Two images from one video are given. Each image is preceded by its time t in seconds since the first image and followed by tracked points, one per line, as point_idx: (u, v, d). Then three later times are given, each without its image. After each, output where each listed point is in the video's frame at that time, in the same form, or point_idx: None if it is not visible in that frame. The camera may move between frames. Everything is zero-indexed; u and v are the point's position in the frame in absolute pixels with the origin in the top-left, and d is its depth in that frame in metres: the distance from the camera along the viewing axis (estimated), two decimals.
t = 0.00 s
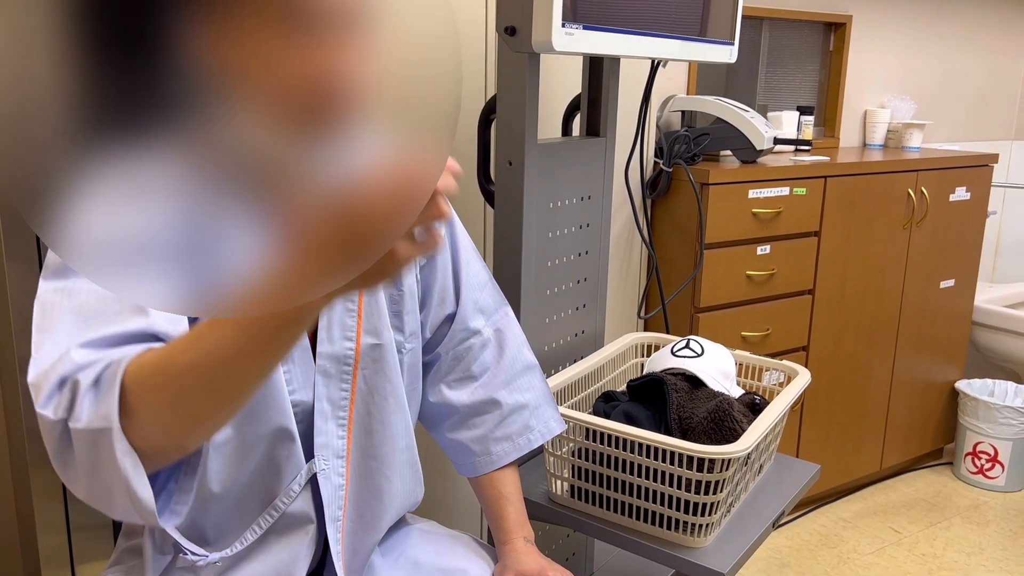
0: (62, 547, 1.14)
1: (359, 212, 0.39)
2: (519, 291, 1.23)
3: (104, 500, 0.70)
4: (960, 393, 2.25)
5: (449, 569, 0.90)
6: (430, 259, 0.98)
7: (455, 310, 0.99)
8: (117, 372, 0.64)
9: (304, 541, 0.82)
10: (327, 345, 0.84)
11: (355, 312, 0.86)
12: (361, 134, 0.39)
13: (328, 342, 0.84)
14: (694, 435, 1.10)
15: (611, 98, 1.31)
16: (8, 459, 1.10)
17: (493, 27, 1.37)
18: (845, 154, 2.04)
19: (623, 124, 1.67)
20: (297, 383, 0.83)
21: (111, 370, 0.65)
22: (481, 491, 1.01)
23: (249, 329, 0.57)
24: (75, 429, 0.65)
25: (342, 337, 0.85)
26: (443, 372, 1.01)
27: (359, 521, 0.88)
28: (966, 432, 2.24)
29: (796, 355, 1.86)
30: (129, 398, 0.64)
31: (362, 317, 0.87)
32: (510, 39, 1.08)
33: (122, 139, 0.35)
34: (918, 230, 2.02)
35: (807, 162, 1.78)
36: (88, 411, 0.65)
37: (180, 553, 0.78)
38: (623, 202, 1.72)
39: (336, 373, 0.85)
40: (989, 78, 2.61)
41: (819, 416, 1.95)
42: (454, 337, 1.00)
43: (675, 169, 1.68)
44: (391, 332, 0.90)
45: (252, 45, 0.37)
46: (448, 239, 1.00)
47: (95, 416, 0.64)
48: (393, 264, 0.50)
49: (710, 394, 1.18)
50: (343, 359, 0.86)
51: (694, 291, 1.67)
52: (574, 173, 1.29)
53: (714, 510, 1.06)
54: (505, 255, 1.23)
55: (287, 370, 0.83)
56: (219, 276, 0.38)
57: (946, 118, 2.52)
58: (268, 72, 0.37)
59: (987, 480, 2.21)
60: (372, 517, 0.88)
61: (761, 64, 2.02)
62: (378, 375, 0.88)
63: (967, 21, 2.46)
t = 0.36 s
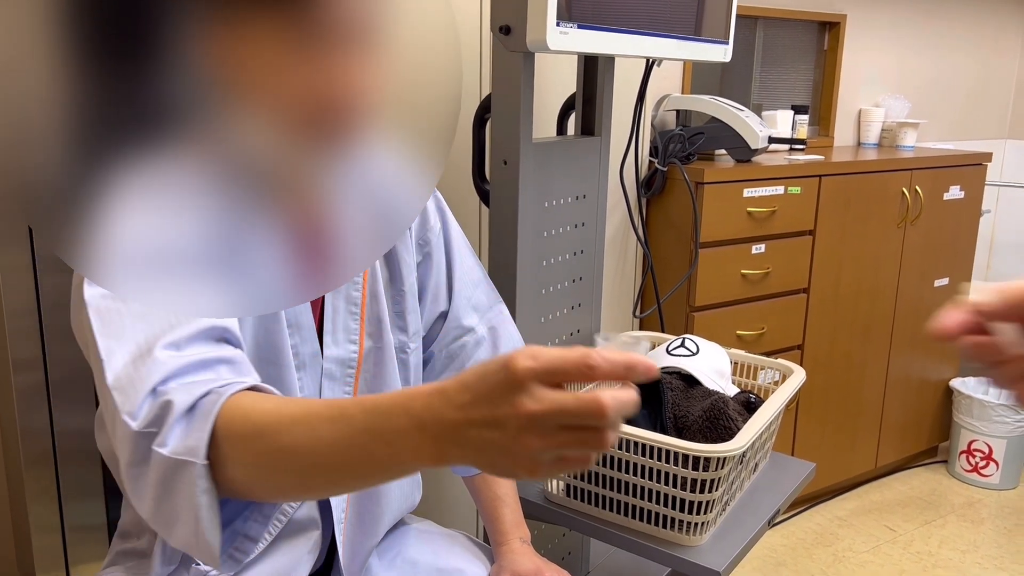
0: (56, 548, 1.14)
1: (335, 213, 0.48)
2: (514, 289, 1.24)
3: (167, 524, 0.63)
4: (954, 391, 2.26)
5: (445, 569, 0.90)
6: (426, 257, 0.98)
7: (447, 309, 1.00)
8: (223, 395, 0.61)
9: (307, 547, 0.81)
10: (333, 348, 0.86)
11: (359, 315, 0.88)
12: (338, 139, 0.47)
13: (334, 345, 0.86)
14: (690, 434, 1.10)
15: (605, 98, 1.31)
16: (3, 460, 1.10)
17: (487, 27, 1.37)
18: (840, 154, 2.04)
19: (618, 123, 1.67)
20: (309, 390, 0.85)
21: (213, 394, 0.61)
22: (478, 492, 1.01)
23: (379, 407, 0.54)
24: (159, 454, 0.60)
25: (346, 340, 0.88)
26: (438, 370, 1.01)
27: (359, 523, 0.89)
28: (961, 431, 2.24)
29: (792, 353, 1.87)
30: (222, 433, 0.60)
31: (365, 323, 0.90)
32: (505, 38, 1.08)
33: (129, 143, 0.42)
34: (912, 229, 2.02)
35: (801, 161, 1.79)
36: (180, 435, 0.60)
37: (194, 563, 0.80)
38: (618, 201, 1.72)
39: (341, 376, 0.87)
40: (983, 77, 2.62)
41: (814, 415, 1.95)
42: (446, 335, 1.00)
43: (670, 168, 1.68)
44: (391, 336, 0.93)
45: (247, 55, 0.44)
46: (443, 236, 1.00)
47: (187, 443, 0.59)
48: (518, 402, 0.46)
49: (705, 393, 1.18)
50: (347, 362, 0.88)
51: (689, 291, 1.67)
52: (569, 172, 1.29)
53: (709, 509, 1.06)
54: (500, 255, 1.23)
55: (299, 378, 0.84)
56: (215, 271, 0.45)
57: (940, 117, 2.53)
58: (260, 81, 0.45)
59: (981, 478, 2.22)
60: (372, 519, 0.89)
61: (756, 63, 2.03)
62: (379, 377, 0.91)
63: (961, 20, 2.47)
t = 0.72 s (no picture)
0: (50, 550, 1.14)
1: (339, 210, 0.55)
2: (510, 289, 1.23)
3: (225, 528, 0.65)
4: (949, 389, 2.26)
5: (443, 569, 0.89)
6: (424, 254, 0.99)
7: (446, 306, 0.99)
8: (281, 399, 0.64)
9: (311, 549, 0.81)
10: (336, 353, 0.87)
11: (361, 319, 0.89)
12: (344, 152, 0.54)
13: (337, 350, 0.87)
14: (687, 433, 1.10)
15: (601, 97, 1.31)
16: None
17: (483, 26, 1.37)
18: (835, 152, 2.05)
19: (613, 122, 1.67)
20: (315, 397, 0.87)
21: (270, 397, 0.64)
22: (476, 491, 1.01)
23: (439, 439, 0.59)
24: (219, 459, 0.62)
25: (349, 344, 0.88)
26: (436, 368, 1.01)
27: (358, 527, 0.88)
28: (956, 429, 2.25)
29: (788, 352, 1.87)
30: (278, 437, 0.62)
31: (368, 324, 0.90)
32: (501, 37, 1.08)
33: (147, 148, 0.48)
34: (907, 228, 2.03)
35: (796, 160, 1.79)
36: (239, 439, 0.62)
37: (196, 565, 0.80)
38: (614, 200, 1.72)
39: (345, 380, 0.88)
40: (977, 76, 2.63)
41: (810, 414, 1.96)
42: (446, 332, 1.00)
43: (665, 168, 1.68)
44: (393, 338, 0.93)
45: (257, 73, 0.51)
46: (441, 233, 1.00)
47: (248, 446, 0.62)
48: (595, 461, 0.53)
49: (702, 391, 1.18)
50: (351, 366, 0.89)
51: (685, 290, 1.68)
52: (565, 171, 1.29)
53: (707, 507, 1.06)
54: (497, 254, 1.23)
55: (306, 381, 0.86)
56: (236, 265, 0.52)
57: (935, 116, 2.54)
58: (268, 94, 0.51)
59: (976, 475, 2.23)
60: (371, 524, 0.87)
61: (751, 62, 2.03)
62: (381, 382, 0.92)
63: (955, 19, 2.47)
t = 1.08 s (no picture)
0: (44, 551, 1.13)
1: (336, 215, 0.55)
2: (505, 289, 1.23)
3: (239, 544, 0.64)
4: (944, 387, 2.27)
5: (438, 569, 0.89)
6: (420, 254, 0.99)
7: (441, 307, 0.99)
8: (296, 412, 0.63)
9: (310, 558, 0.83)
10: (334, 358, 0.87)
11: (359, 323, 0.89)
12: (340, 157, 0.54)
13: (335, 355, 0.87)
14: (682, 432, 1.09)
15: (596, 96, 1.31)
16: None
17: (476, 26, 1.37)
18: (830, 151, 2.05)
19: (608, 121, 1.66)
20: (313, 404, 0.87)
21: (285, 411, 0.63)
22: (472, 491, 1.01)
23: (463, 456, 0.59)
24: (234, 474, 0.61)
25: (347, 349, 0.88)
26: (431, 369, 1.00)
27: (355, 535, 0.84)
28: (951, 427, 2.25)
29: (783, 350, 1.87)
30: (297, 451, 0.62)
31: (366, 327, 0.90)
32: (495, 36, 1.07)
33: (144, 153, 0.48)
34: (903, 226, 2.03)
35: (791, 159, 1.79)
36: (254, 454, 0.62)
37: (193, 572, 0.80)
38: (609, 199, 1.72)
39: (343, 384, 0.88)
40: (972, 74, 2.63)
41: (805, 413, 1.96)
42: (441, 332, 0.99)
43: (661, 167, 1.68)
44: (389, 342, 0.93)
45: (254, 74, 0.51)
46: (436, 233, 1.00)
47: (264, 461, 0.61)
48: (630, 482, 0.52)
49: (697, 390, 1.17)
50: (348, 370, 0.89)
51: (680, 290, 1.68)
52: (560, 171, 1.29)
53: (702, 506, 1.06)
54: (492, 254, 1.22)
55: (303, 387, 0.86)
56: (238, 271, 0.52)
57: (930, 115, 2.54)
58: (266, 98, 0.52)
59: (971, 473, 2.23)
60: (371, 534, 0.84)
61: (746, 61, 2.03)
62: (378, 384, 0.91)
63: (950, 18, 2.48)
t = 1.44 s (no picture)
0: (28, 555, 1.12)
1: (335, 210, 0.50)
2: (495, 290, 1.22)
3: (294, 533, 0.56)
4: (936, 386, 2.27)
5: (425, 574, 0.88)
6: (407, 256, 0.98)
7: (427, 308, 0.99)
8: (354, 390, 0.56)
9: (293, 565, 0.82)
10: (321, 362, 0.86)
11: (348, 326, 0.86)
12: (337, 151, 0.50)
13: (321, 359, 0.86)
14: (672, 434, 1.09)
15: (585, 95, 1.31)
16: None
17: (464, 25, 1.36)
18: (821, 150, 2.05)
19: (599, 120, 1.66)
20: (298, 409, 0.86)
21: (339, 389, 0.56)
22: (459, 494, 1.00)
23: (539, 435, 0.50)
24: (294, 452, 0.54)
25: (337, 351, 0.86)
26: (417, 371, 0.99)
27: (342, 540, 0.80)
28: (943, 426, 2.26)
29: (775, 350, 1.87)
30: (361, 432, 0.54)
31: (355, 332, 0.89)
32: (483, 35, 1.07)
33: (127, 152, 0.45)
34: (894, 225, 2.03)
35: (782, 159, 1.79)
36: (314, 433, 0.54)
37: None
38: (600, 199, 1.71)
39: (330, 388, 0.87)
40: (963, 74, 2.64)
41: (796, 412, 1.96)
42: (427, 334, 0.99)
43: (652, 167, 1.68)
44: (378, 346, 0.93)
45: (243, 66, 0.47)
46: (422, 233, 1.00)
47: (326, 439, 0.53)
48: (712, 461, 0.43)
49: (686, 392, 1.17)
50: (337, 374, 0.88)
51: (672, 290, 1.67)
52: (549, 171, 1.28)
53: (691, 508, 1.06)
54: (481, 255, 1.22)
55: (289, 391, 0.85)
56: (231, 275, 0.48)
57: (921, 114, 2.54)
58: (256, 90, 0.48)
59: (963, 472, 2.24)
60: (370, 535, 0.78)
61: (738, 60, 2.03)
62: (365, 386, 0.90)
63: (941, 18, 2.48)
